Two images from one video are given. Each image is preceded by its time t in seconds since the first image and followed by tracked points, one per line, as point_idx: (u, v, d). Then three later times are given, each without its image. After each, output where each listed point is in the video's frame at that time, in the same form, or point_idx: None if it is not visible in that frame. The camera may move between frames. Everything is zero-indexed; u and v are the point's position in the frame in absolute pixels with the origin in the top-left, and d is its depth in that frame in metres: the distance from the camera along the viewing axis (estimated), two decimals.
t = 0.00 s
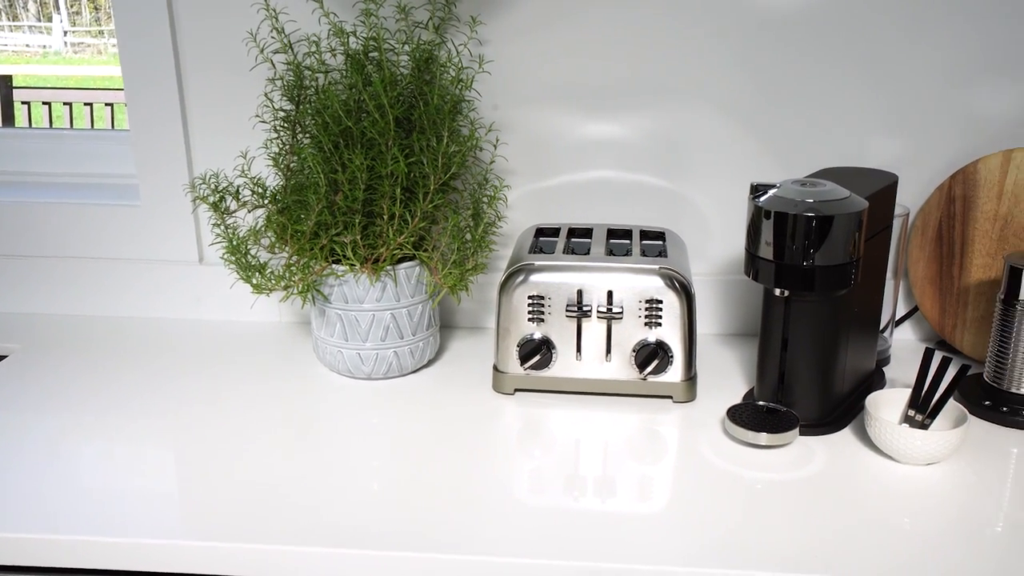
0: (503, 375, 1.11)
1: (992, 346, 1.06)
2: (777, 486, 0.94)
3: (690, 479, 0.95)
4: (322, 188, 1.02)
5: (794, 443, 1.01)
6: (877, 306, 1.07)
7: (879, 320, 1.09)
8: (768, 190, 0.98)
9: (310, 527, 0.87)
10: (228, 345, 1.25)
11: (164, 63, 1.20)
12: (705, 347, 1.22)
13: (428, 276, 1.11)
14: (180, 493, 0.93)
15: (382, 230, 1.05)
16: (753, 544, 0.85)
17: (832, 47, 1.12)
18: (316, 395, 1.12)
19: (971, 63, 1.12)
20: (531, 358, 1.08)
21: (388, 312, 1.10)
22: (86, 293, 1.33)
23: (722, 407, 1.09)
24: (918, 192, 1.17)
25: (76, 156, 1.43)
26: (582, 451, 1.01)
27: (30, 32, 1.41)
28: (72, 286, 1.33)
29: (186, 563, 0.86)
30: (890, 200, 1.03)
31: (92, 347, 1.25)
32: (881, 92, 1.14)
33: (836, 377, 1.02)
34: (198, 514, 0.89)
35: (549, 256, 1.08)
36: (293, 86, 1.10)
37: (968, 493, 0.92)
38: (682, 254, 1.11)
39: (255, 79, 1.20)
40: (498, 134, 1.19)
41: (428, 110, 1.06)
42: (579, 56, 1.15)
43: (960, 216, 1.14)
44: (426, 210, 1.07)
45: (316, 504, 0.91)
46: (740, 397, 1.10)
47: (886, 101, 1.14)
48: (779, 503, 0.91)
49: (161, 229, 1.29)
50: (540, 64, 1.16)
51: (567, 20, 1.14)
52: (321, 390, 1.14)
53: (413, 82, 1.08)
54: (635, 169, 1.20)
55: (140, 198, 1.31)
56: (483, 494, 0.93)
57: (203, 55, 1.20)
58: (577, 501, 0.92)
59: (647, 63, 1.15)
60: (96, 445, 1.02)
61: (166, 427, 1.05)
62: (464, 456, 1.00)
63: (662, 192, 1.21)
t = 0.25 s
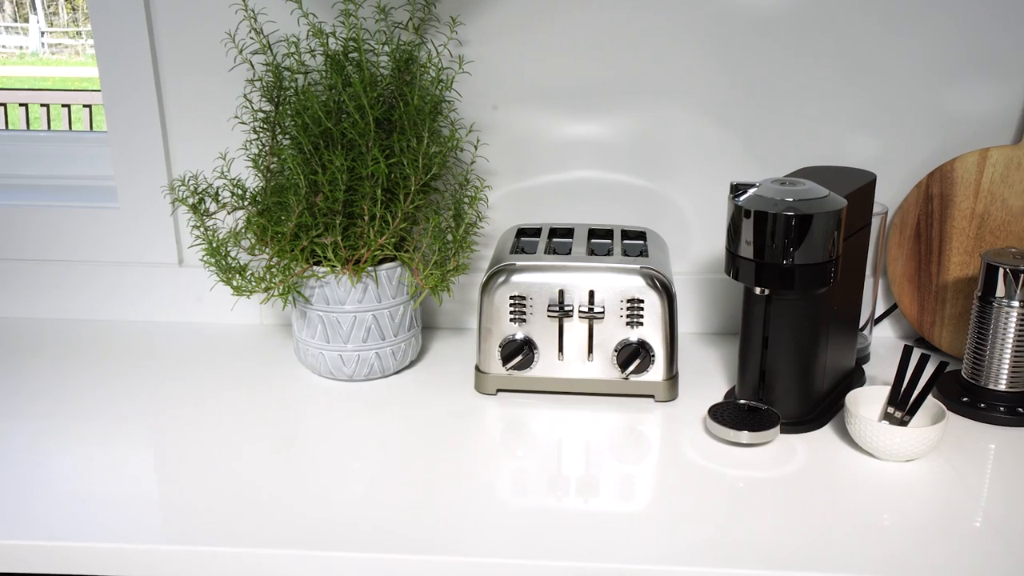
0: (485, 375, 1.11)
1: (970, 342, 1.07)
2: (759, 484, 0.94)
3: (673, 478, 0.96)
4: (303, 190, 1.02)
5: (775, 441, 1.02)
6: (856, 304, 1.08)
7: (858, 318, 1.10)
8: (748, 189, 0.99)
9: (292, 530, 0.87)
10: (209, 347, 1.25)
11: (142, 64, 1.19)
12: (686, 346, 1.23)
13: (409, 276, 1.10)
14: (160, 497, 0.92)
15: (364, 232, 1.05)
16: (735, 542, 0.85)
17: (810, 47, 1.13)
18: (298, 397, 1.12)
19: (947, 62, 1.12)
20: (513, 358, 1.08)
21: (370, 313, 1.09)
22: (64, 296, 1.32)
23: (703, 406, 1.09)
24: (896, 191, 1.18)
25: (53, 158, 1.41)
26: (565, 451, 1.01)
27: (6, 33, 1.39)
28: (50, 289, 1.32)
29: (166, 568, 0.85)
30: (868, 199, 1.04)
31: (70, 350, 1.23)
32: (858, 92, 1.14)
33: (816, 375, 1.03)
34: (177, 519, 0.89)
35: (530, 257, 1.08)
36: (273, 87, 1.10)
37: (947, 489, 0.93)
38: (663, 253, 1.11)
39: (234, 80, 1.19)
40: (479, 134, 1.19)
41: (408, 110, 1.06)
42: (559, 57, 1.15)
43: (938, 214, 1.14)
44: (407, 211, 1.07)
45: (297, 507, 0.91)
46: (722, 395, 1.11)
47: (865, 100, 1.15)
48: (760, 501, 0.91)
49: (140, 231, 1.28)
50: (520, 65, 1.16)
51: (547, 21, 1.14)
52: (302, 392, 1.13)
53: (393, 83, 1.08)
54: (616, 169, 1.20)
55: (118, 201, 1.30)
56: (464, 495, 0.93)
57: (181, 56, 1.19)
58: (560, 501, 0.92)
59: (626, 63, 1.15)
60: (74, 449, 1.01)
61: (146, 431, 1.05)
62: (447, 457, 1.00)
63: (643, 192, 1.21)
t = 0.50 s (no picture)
0: (467, 376, 1.11)
1: (948, 340, 1.08)
2: (740, 482, 0.95)
3: (655, 477, 0.96)
4: (282, 191, 1.01)
5: (756, 439, 1.02)
6: (835, 302, 1.09)
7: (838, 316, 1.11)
8: (728, 188, 0.99)
9: (273, 533, 0.86)
10: (189, 350, 1.24)
11: (119, 65, 1.18)
12: (668, 345, 1.23)
13: (390, 277, 1.10)
14: (139, 501, 0.91)
15: (344, 233, 1.04)
16: (717, 540, 0.85)
17: (788, 46, 1.13)
18: (279, 399, 1.11)
19: (924, 62, 1.13)
20: (495, 359, 1.08)
21: (351, 314, 1.09)
22: (42, 300, 1.31)
23: (685, 404, 1.10)
24: (875, 189, 1.19)
25: (30, 160, 1.40)
26: (547, 451, 1.01)
27: None
28: (27, 293, 1.31)
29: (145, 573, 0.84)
30: (847, 198, 1.04)
31: (48, 354, 1.22)
32: (836, 91, 1.15)
33: (796, 373, 1.03)
34: (157, 523, 0.88)
35: (511, 257, 1.08)
36: (251, 88, 1.09)
37: (926, 485, 0.94)
38: (643, 253, 1.11)
39: (212, 81, 1.19)
40: (459, 135, 1.19)
41: (388, 111, 1.06)
42: (539, 57, 1.16)
43: (916, 212, 1.15)
44: (387, 212, 1.06)
45: (279, 510, 0.90)
46: (703, 394, 1.11)
47: (843, 100, 1.15)
48: (742, 499, 0.92)
49: (118, 233, 1.27)
50: (500, 65, 1.16)
51: (526, 21, 1.14)
52: (283, 394, 1.13)
53: (373, 83, 1.07)
54: (597, 169, 1.20)
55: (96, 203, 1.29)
56: (446, 496, 0.93)
57: (159, 56, 1.18)
58: (543, 501, 0.92)
59: (606, 63, 1.15)
60: (52, 454, 1.00)
61: (125, 435, 1.04)
62: (429, 458, 1.00)
63: (624, 191, 1.21)
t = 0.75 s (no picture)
0: (449, 377, 1.11)
1: (926, 337, 1.09)
2: (722, 481, 0.95)
3: (637, 476, 0.96)
4: (262, 192, 1.01)
5: (738, 438, 1.03)
6: (815, 301, 1.09)
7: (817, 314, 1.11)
8: (708, 187, 0.99)
9: (255, 536, 0.86)
10: (169, 353, 1.23)
11: (96, 66, 1.17)
12: (649, 344, 1.24)
13: (371, 279, 1.10)
14: (120, 505, 0.91)
15: (325, 234, 1.04)
16: (699, 539, 0.85)
17: (768, 46, 1.14)
18: (260, 402, 1.11)
19: (902, 62, 1.14)
20: (477, 359, 1.08)
21: (332, 316, 1.09)
22: (19, 302, 1.30)
23: (666, 404, 1.10)
24: (854, 188, 1.20)
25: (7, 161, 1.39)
26: (530, 452, 1.01)
27: None
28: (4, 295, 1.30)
29: None
30: (826, 197, 1.05)
31: (26, 358, 1.21)
32: (815, 90, 1.16)
33: (777, 372, 1.04)
34: (138, 527, 0.87)
35: (493, 257, 1.08)
36: (230, 89, 1.08)
37: (905, 482, 0.94)
38: (625, 252, 1.11)
39: (191, 82, 1.18)
40: (439, 136, 1.19)
41: (368, 112, 1.05)
42: (520, 57, 1.16)
43: (894, 210, 1.16)
44: (368, 213, 1.06)
45: (261, 513, 0.90)
46: (685, 393, 1.12)
47: (822, 99, 1.16)
48: (724, 498, 0.92)
49: (96, 235, 1.26)
50: (481, 65, 1.16)
51: (507, 21, 1.14)
52: (264, 397, 1.12)
53: (353, 84, 1.07)
54: (578, 169, 1.20)
55: (73, 205, 1.28)
56: (430, 497, 0.93)
57: (137, 57, 1.18)
58: (525, 501, 0.92)
59: (586, 63, 1.15)
60: (31, 458, 0.99)
61: (105, 438, 1.03)
62: (411, 459, 0.99)
63: (605, 191, 1.21)
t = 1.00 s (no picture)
0: (432, 378, 1.10)
1: (906, 335, 1.10)
2: (704, 479, 0.95)
3: (620, 476, 0.96)
4: (243, 194, 1.00)
5: (720, 436, 1.03)
6: (796, 299, 1.10)
7: (798, 313, 1.12)
8: (689, 187, 0.99)
9: (237, 540, 0.85)
10: (149, 356, 1.22)
11: (74, 67, 1.17)
12: (632, 344, 1.24)
13: (353, 280, 1.10)
14: (99, 510, 0.90)
15: (306, 235, 1.04)
16: (682, 538, 0.86)
17: (748, 47, 1.15)
18: (242, 404, 1.10)
19: (880, 61, 1.15)
20: (460, 360, 1.08)
21: (314, 317, 1.08)
22: None
23: (649, 403, 1.10)
24: (834, 187, 1.21)
25: None
26: (513, 452, 1.01)
27: None
28: None
29: None
30: (806, 196, 1.05)
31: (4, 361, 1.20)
32: (795, 90, 1.16)
33: (759, 370, 1.04)
34: (118, 532, 0.87)
35: (475, 258, 1.08)
36: (210, 90, 1.08)
37: (886, 479, 0.95)
38: (607, 252, 1.11)
39: (170, 83, 1.17)
40: (421, 136, 1.19)
41: (349, 113, 1.05)
42: (501, 58, 1.16)
43: (874, 209, 1.17)
44: (349, 214, 1.06)
45: (243, 516, 0.89)
46: (667, 392, 1.12)
47: (802, 99, 1.17)
48: (706, 496, 0.92)
49: (75, 238, 1.25)
50: (462, 65, 1.16)
51: (487, 21, 1.14)
52: (246, 399, 1.12)
53: (333, 85, 1.07)
54: (560, 169, 1.20)
55: (51, 208, 1.27)
56: (413, 499, 0.92)
57: (115, 58, 1.17)
58: (509, 502, 0.92)
59: (567, 63, 1.16)
60: (9, 463, 0.98)
61: (85, 443, 1.02)
62: (394, 460, 0.99)
63: (587, 192, 1.21)
